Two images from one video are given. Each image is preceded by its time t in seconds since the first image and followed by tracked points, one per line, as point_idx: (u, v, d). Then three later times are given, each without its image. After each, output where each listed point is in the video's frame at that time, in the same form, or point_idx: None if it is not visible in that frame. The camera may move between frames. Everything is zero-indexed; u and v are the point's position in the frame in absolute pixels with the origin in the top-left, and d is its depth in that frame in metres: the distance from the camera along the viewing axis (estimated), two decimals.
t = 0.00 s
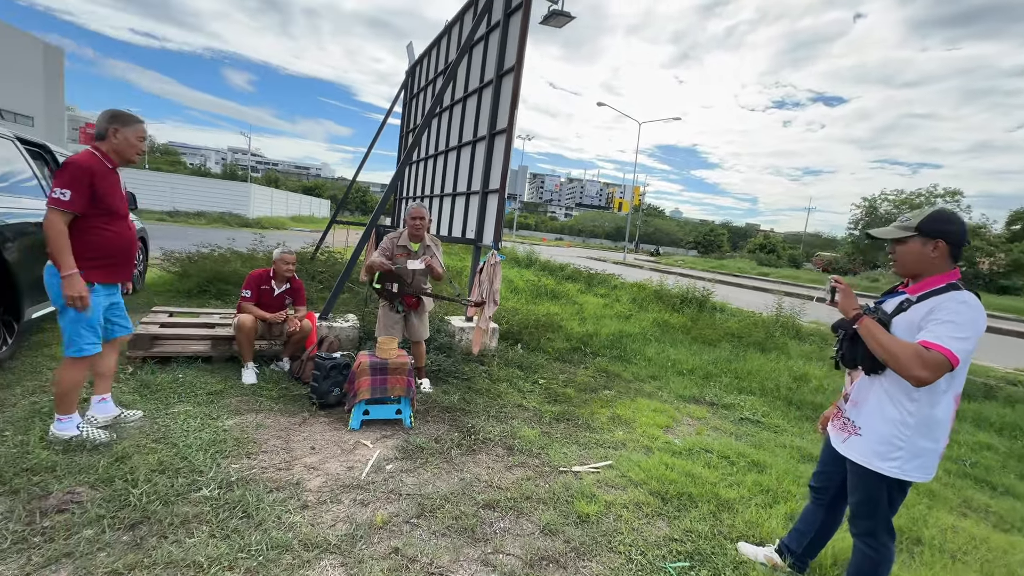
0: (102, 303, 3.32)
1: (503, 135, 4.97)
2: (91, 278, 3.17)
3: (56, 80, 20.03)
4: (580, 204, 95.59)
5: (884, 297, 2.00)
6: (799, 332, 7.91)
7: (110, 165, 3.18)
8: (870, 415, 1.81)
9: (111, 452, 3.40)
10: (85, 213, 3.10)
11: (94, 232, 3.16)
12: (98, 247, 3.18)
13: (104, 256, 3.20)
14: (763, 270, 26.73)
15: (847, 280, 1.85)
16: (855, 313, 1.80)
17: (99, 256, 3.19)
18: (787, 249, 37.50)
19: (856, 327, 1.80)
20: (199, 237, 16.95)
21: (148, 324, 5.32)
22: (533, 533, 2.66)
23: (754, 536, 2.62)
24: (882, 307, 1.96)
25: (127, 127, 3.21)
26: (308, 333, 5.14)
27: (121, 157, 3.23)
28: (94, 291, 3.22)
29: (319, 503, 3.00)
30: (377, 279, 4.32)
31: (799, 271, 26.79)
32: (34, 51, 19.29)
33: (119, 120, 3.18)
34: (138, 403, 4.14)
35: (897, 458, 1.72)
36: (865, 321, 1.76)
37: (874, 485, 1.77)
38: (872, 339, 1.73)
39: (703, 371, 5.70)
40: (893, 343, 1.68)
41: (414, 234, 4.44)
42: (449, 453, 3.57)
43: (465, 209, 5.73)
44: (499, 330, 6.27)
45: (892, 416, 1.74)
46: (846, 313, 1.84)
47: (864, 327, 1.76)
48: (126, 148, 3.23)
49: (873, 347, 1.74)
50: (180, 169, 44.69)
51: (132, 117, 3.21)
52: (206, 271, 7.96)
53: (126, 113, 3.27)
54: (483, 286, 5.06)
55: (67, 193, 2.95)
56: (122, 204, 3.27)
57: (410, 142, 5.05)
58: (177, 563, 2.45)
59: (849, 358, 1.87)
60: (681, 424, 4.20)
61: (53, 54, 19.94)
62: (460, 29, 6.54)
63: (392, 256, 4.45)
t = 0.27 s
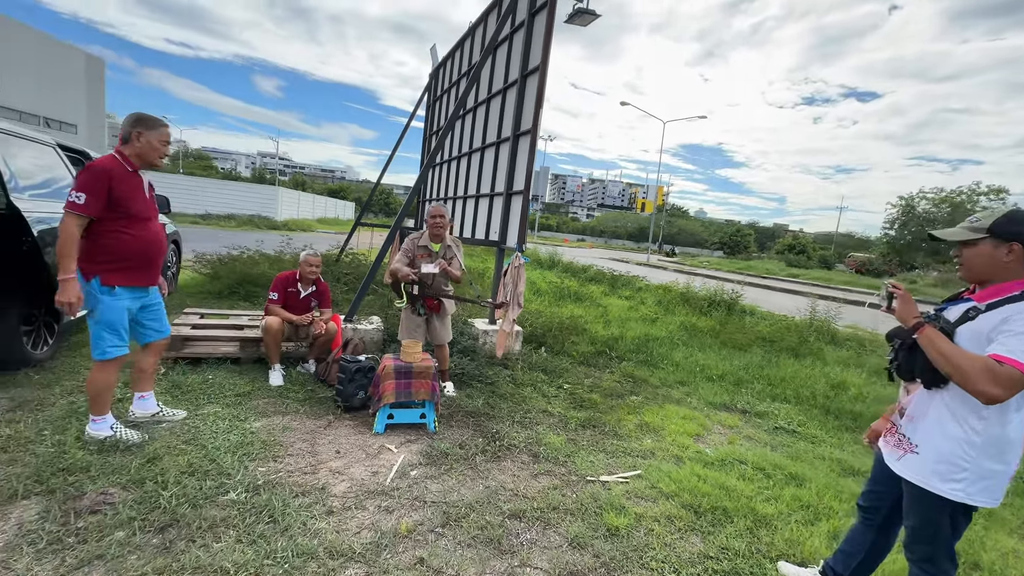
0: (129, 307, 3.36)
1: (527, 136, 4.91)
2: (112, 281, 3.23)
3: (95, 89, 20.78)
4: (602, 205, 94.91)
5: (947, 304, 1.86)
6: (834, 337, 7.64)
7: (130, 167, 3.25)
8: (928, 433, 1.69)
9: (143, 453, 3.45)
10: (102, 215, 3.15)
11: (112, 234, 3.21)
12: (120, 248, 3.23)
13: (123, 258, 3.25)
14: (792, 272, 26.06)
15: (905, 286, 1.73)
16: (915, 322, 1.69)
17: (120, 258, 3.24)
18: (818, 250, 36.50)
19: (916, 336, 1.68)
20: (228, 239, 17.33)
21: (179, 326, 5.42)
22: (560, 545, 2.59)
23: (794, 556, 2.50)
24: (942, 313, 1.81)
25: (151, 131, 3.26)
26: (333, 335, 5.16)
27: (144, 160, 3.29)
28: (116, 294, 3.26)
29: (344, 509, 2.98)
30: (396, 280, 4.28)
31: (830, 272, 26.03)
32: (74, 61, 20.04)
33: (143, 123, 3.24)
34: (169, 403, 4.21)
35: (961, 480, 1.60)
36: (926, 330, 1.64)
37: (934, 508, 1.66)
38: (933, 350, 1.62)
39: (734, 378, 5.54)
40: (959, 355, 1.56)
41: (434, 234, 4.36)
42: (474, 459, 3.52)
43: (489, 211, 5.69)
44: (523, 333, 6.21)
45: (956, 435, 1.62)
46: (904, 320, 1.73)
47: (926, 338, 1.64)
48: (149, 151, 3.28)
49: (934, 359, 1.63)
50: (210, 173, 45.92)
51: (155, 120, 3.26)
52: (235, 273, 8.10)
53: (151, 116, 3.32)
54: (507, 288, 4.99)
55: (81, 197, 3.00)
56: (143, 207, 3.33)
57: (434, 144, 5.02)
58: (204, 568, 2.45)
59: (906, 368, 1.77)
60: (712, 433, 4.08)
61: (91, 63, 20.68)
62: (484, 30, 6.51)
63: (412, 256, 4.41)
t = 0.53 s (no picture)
0: (158, 307, 3.38)
1: (551, 134, 4.83)
2: (141, 282, 3.27)
3: (129, 95, 21.44)
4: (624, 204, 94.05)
5: (1016, 307, 1.71)
6: (870, 340, 7.36)
7: (153, 167, 3.28)
8: (998, 448, 1.57)
9: (172, 452, 3.49)
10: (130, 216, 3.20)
11: (140, 235, 3.25)
12: (147, 249, 3.27)
13: (151, 258, 3.28)
14: (822, 271, 25.38)
15: (972, 286, 1.64)
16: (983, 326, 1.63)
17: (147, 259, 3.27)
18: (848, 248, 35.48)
19: (986, 343, 1.59)
20: (255, 240, 17.66)
21: (208, 326, 5.50)
22: (589, 556, 2.51)
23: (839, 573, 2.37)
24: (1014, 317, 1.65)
25: (171, 129, 3.28)
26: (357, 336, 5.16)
27: (167, 159, 3.32)
28: (145, 295, 3.29)
29: (369, 513, 2.95)
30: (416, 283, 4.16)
31: (862, 271, 25.27)
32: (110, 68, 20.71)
33: (163, 122, 3.26)
34: (198, 403, 4.26)
35: None
36: (997, 336, 1.54)
37: (1005, 530, 1.54)
38: (1002, 355, 1.52)
39: (766, 382, 5.37)
40: None
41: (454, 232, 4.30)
42: (498, 463, 3.47)
43: (512, 211, 5.63)
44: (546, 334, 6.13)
45: None
46: (971, 325, 1.66)
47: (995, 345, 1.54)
48: (171, 150, 3.31)
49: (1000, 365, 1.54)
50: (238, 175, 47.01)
51: (174, 118, 3.27)
52: (262, 273, 8.21)
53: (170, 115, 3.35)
54: (530, 289, 4.91)
55: (105, 198, 3.06)
56: (168, 206, 3.35)
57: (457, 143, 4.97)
58: (231, 571, 2.45)
59: (971, 377, 1.68)
60: (744, 439, 3.95)
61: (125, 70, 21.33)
62: (506, 28, 6.45)
63: (433, 255, 4.37)
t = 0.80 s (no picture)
0: (185, 306, 3.40)
1: (573, 130, 4.73)
2: (168, 281, 3.28)
3: (160, 99, 22.03)
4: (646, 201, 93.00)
5: None
6: (908, 341, 7.06)
7: (175, 167, 3.29)
8: None
9: (197, 449, 3.51)
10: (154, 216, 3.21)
11: (164, 235, 3.27)
12: (171, 249, 3.28)
13: (176, 258, 3.29)
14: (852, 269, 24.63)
15: None
16: None
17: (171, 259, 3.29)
18: (880, 245, 34.38)
19: None
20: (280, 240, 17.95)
21: (233, 324, 5.55)
22: (615, 564, 2.43)
23: None
24: None
25: (191, 128, 3.29)
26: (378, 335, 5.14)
27: (188, 159, 3.34)
28: (173, 295, 3.31)
29: (390, 514, 2.91)
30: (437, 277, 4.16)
31: (895, 269, 24.44)
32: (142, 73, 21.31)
33: (182, 122, 3.27)
34: (222, 400, 4.29)
35: None
36: None
37: None
38: None
39: (798, 384, 5.18)
40: None
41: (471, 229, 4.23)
42: (520, 465, 3.40)
43: (533, 209, 5.55)
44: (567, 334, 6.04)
45: None
46: None
47: None
48: (193, 149, 3.32)
49: None
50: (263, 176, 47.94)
51: (193, 117, 3.27)
52: (286, 272, 8.29)
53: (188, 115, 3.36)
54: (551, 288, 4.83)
55: (130, 200, 3.07)
56: (191, 205, 3.36)
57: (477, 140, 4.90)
58: (252, 571, 2.43)
59: None
60: (776, 443, 3.81)
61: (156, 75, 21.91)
62: (527, 23, 6.37)
63: (451, 252, 4.32)
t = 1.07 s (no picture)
0: (210, 307, 3.42)
1: (594, 125, 4.63)
2: (195, 283, 3.29)
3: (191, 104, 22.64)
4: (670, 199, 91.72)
5: None
6: (949, 343, 6.73)
7: (198, 167, 3.30)
8: None
9: (219, 448, 3.52)
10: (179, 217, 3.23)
11: (190, 235, 3.28)
12: (197, 250, 3.30)
13: (201, 258, 3.30)
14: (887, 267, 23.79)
15: None
16: None
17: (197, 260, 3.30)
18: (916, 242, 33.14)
19: None
20: (305, 240, 18.23)
21: (256, 323, 5.60)
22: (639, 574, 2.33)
23: None
24: None
25: (211, 128, 3.29)
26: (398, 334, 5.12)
27: (211, 159, 3.35)
28: (199, 295, 3.32)
29: (408, 517, 2.86)
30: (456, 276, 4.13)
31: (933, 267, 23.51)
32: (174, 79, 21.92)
33: (202, 122, 3.27)
34: (245, 399, 4.31)
35: None
36: None
37: None
38: None
39: (831, 387, 4.97)
40: None
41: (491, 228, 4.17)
42: (540, 469, 3.32)
43: (553, 207, 5.46)
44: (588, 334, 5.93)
45: None
46: None
47: None
48: (215, 149, 3.33)
49: None
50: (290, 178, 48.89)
51: (212, 117, 3.28)
52: (309, 272, 8.37)
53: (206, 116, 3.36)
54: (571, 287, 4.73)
55: (155, 202, 3.08)
56: (214, 205, 3.37)
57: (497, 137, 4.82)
58: (270, 573, 2.41)
59: None
60: (808, 450, 3.65)
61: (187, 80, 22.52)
62: (546, 18, 6.28)
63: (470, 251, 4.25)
